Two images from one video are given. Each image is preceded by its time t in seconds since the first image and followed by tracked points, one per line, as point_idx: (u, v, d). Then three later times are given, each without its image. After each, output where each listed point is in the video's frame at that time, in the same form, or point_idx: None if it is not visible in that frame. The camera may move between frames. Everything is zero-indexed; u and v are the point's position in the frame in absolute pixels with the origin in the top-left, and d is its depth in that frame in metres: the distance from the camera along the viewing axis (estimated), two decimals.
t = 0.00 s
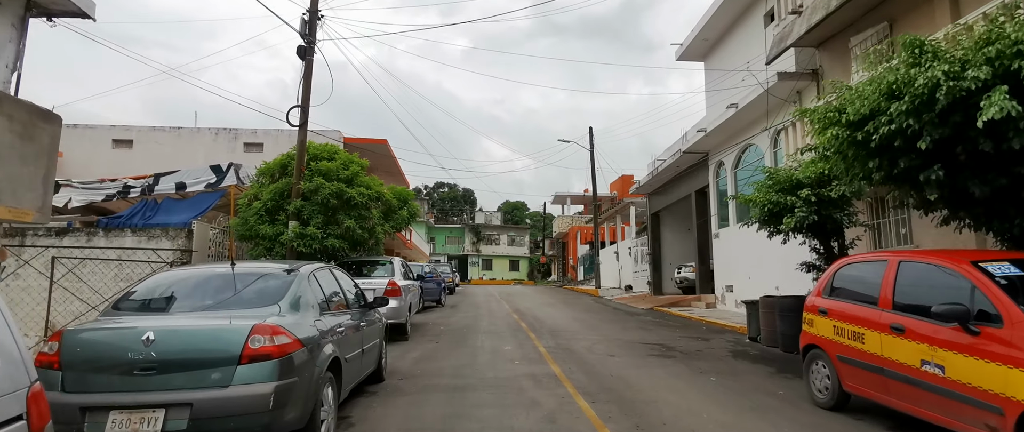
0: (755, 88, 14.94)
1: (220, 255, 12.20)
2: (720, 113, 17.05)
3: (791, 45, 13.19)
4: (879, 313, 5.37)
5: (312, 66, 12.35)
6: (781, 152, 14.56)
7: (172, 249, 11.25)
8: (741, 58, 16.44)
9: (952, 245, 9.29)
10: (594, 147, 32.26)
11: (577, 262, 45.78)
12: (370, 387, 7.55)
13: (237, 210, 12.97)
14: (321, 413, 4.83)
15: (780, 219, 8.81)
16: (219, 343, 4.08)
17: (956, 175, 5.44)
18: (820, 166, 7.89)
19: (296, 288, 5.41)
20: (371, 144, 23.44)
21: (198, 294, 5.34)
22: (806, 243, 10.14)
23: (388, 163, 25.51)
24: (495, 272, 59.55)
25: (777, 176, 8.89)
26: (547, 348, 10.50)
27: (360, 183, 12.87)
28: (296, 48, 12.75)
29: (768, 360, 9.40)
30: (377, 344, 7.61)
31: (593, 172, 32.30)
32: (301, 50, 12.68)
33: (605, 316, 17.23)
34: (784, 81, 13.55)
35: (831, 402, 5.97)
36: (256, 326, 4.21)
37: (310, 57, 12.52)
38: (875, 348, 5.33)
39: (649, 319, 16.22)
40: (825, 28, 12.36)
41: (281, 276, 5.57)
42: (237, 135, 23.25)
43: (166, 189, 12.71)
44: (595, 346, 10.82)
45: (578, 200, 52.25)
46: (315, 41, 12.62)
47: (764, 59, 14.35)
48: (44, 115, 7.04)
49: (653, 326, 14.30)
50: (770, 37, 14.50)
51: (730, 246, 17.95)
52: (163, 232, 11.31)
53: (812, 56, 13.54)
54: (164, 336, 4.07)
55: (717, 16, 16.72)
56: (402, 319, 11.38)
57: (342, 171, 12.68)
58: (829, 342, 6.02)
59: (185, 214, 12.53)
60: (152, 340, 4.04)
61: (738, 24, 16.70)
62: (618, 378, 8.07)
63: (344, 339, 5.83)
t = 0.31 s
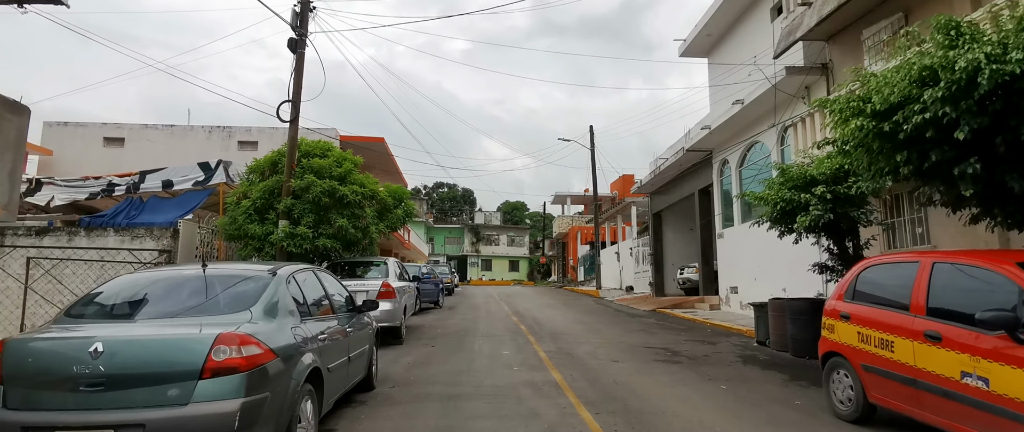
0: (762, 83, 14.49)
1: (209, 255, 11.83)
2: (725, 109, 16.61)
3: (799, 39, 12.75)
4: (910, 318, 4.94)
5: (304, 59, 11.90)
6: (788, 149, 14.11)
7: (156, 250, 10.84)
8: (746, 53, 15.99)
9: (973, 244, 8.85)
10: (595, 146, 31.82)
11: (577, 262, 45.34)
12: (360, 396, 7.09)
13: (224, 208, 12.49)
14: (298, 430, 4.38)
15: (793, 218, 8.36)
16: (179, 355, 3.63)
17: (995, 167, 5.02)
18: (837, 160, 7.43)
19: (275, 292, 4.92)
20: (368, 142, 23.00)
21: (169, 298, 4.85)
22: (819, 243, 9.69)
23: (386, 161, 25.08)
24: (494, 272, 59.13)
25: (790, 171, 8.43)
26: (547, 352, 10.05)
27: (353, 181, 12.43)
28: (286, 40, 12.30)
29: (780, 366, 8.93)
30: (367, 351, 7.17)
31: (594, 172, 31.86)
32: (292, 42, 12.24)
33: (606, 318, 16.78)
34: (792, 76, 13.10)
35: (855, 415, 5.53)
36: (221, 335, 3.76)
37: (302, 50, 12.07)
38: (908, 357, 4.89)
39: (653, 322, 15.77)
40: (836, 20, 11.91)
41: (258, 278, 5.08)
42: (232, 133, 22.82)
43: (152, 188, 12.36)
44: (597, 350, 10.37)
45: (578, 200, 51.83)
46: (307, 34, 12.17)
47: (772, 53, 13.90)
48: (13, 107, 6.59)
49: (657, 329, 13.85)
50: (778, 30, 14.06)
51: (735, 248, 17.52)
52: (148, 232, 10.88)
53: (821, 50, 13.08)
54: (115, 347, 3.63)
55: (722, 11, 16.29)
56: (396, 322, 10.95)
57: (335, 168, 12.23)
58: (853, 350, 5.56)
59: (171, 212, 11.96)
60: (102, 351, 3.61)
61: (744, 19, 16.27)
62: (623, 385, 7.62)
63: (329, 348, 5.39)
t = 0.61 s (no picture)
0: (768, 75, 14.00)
1: (195, 250, 11.58)
2: (729, 102, 16.12)
3: (808, 27, 12.26)
4: (946, 318, 4.49)
5: (292, 48, 11.41)
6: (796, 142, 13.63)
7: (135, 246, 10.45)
8: (751, 44, 15.49)
9: (996, 240, 8.36)
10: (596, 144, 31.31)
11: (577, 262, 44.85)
12: (345, 401, 6.61)
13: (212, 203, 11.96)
14: None
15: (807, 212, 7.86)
16: (118, 359, 3.20)
17: None
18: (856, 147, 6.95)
19: (241, 286, 4.39)
20: (364, 138, 22.49)
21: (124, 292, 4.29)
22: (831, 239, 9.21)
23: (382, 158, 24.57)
24: (494, 272, 58.63)
25: (803, 162, 7.93)
26: (546, 354, 9.57)
27: (345, 175, 11.96)
28: (275, 29, 11.79)
29: (792, 368, 8.43)
30: (353, 352, 6.70)
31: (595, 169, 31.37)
32: (280, 31, 11.74)
33: (607, 318, 16.31)
34: (800, 67, 12.60)
35: (882, 423, 5.08)
36: (165, 337, 3.33)
37: (291, 38, 11.58)
38: (946, 360, 4.42)
39: (655, 322, 15.30)
40: (847, 7, 11.42)
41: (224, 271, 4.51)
42: (224, 129, 22.30)
43: (135, 182, 11.93)
44: (599, 352, 9.89)
45: (578, 199, 51.32)
46: (296, 21, 11.67)
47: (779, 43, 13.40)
48: None
49: (659, 329, 13.37)
50: (786, 20, 13.57)
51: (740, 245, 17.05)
52: (127, 227, 10.48)
53: (831, 39, 12.58)
54: (43, 351, 3.21)
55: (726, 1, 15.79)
56: (388, 321, 10.47)
57: (326, 161, 11.74)
58: (881, 352, 5.08)
59: (153, 208, 11.47)
60: (28, 355, 3.20)
61: (749, 9, 15.77)
62: (627, 389, 7.14)
63: (307, 350, 4.92)
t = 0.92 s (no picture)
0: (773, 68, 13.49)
1: (172, 250, 11.14)
2: (732, 98, 15.61)
3: (815, 18, 11.77)
4: (998, 328, 3.96)
5: (275, 37, 10.83)
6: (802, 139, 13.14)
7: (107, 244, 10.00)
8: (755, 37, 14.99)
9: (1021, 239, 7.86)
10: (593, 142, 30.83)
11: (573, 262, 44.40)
12: (322, 415, 6.05)
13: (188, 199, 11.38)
14: None
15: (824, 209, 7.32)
16: (29, 379, 2.65)
17: None
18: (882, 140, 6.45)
19: (195, 288, 3.77)
20: (355, 135, 21.89)
21: (65, 294, 3.65)
22: (845, 239, 8.67)
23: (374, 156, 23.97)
24: (489, 272, 58.10)
25: (818, 156, 7.41)
26: (541, 360, 9.03)
27: (331, 170, 11.36)
28: (257, 16, 11.21)
29: (804, 376, 7.93)
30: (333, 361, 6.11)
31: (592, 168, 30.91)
32: (262, 18, 11.16)
33: (605, 320, 15.79)
34: (807, 59, 12.09)
35: None
36: (87, 353, 2.77)
37: (274, 26, 10.99)
38: (997, 375, 3.90)
39: (655, 325, 14.79)
40: None
41: (171, 274, 3.85)
42: (211, 125, 21.64)
43: (108, 177, 11.35)
44: (597, 357, 9.36)
45: (574, 199, 50.85)
46: (279, 8, 11.09)
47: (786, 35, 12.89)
48: None
49: (660, 333, 12.86)
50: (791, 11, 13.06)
51: (741, 246, 16.58)
52: (97, 226, 10.01)
53: (839, 31, 12.07)
54: None
55: None
56: (375, 325, 9.90)
57: (311, 156, 11.14)
58: (916, 364, 4.57)
59: (126, 205, 10.99)
60: None
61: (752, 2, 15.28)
62: (629, 401, 6.60)
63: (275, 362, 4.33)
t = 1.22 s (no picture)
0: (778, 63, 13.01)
1: (151, 251, 10.67)
2: (736, 94, 15.14)
3: (825, 10, 11.28)
4: None
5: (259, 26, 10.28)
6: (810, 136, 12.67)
7: (81, 244, 9.61)
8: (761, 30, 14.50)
9: None
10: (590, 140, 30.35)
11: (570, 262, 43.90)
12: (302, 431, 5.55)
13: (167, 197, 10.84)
14: None
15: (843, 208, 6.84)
16: None
17: None
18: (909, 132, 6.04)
19: (136, 298, 3.21)
20: (348, 132, 21.32)
21: (7, 301, 3.09)
22: (860, 239, 8.20)
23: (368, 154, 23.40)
24: (485, 273, 57.57)
25: (836, 151, 6.93)
26: (540, 367, 8.54)
27: (319, 167, 10.80)
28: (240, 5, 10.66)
29: (820, 386, 7.45)
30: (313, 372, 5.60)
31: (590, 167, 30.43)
32: (247, 7, 10.62)
33: (604, 323, 15.31)
34: (815, 53, 11.60)
35: None
36: None
37: (258, 15, 10.45)
38: None
39: (655, 328, 14.32)
40: None
41: (114, 279, 3.31)
42: (199, 122, 21.02)
43: (84, 173, 10.86)
44: (598, 364, 8.87)
45: (571, 199, 50.34)
46: None
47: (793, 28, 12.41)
48: None
49: (662, 337, 12.38)
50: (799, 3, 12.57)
51: (744, 247, 16.13)
52: (70, 224, 9.58)
53: (849, 23, 11.59)
54: None
55: None
56: (364, 330, 9.40)
57: (297, 152, 10.60)
58: (961, 381, 4.10)
59: (100, 202, 10.37)
60: None
61: None
62: (636, 414, 6.11)
63: (239, 379, 3.80)
